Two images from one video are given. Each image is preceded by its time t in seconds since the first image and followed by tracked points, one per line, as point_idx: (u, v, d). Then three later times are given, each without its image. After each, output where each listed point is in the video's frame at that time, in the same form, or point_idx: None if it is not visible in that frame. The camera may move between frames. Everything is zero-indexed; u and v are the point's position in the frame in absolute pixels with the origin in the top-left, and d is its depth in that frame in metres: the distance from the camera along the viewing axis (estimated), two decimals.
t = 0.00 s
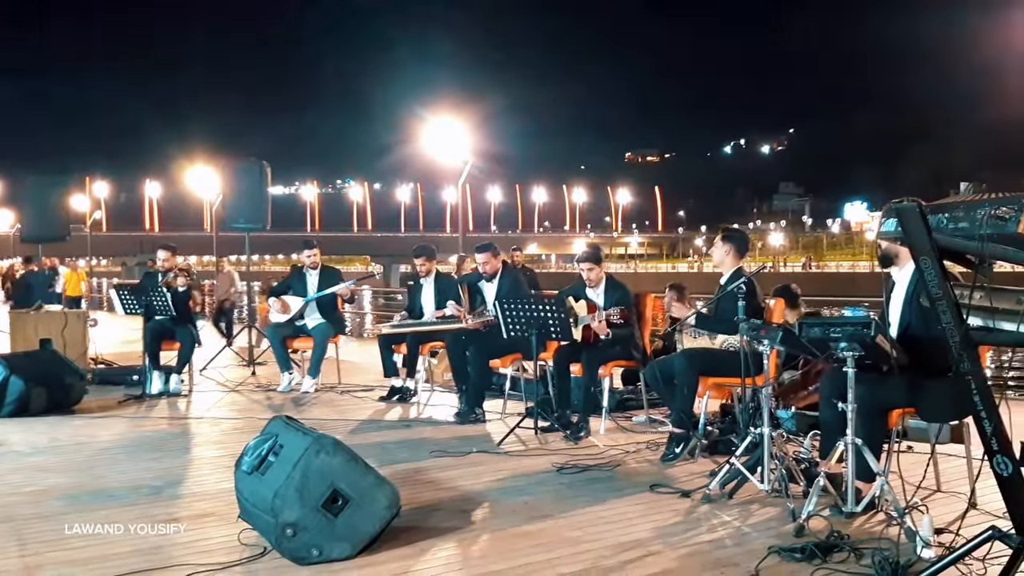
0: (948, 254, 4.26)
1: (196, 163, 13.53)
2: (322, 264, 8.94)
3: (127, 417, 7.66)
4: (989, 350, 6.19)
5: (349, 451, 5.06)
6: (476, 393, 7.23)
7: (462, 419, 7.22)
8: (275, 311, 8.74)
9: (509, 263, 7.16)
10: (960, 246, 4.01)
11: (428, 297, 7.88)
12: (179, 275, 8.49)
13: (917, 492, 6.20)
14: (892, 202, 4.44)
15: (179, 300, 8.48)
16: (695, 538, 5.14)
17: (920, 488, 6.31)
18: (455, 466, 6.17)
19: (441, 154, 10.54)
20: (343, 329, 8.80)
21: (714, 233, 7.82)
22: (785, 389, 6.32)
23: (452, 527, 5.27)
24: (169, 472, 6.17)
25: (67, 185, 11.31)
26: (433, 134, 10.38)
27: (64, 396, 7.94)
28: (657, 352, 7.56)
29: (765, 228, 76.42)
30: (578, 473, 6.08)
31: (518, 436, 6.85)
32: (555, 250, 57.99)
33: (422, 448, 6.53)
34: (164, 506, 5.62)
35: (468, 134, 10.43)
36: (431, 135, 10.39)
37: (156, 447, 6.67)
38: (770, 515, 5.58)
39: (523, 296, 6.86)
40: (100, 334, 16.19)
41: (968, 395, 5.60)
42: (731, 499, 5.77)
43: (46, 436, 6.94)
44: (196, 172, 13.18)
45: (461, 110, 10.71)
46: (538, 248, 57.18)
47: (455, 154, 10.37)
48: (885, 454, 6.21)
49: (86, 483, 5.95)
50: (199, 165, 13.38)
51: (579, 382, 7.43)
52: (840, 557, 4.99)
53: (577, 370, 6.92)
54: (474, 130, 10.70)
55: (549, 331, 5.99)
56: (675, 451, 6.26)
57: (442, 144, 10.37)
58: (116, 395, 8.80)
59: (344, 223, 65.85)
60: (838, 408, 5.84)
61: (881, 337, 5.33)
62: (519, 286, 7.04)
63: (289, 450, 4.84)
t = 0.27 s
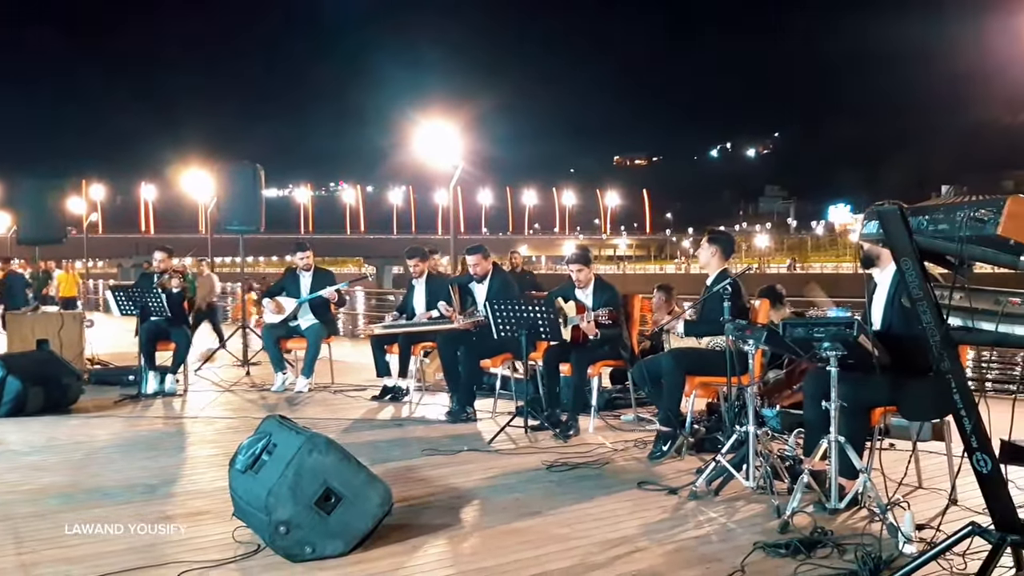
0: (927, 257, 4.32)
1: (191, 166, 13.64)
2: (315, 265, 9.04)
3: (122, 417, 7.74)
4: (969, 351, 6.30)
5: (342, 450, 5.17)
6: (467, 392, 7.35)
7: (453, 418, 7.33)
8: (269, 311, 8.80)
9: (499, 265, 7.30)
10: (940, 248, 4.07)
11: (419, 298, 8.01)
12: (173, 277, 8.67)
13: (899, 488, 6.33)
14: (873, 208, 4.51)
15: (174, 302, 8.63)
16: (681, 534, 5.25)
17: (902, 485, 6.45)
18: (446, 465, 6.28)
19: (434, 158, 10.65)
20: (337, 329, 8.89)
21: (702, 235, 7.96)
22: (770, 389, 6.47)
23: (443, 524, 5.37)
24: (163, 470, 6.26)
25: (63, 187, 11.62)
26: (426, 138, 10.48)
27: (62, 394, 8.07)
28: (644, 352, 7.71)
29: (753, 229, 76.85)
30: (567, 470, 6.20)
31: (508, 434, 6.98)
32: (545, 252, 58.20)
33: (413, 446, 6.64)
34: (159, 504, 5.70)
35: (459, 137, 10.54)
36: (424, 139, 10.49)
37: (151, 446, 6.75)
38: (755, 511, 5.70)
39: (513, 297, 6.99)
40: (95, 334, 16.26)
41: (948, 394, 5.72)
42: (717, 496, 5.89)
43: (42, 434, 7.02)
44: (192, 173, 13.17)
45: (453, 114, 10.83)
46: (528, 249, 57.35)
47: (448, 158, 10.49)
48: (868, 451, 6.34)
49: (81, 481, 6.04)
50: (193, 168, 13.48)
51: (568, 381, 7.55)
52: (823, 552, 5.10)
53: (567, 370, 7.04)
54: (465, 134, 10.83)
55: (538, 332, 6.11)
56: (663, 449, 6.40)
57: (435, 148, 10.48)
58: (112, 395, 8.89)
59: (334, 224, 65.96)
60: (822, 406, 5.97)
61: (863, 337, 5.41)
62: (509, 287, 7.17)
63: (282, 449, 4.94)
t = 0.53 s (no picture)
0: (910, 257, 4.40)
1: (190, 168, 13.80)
2: (312, 266, 9.16)
3: (122, 415, 7.87)
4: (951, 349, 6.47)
5: (338, 448, 5.29)
6: (461, 390, 7.49)
7: (447, 416, 7.48)
8: (267, 311, 8.94)
9: (492, 266, 7.43)
10: (922, 249, 4.15)
11: (414, 298, 8.14)
12: (173, 280, 8.86)
13: (883, 484, 6.48)
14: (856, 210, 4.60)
15: (174, 303, 8.79)
16: (670, 529, 5.39)
17: (886, 480, 6.60)
18: (440, 462, 6.42)
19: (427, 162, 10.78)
20: (334, 329, 9.01)
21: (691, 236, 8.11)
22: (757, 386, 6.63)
23: (437, 519, 5.50)
24: (163, 467, 6.39)
25: (62, 188, 12.04)
26: (420, 142, 10.62)
27: (62, 394, 8.24)
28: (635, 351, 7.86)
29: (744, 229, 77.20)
30: (559, 467, 6.34)
31: (501, 431, 7.12)
32: (538, 252, 58.43)
33: (408, 444, 6.78)
34: (159, 500, 5.83)
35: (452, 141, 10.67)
36: (417, 143, 10.62)
37: (150, 444, 6.87)
38: (742, 506, 5.84)
39: (506, 297, 7.12)
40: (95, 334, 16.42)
41: (930, 390, 5.88)
42: (705, 491, 6.04)
43: (43, 432, 7.14)
44: (191, 176, 13.27)
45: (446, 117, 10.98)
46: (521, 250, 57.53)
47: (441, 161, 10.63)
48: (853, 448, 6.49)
49: (82, 478, 6.16)
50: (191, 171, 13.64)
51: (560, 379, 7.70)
52: (808, 546, 5.23)
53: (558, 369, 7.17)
54: (459, 137, 10.97)
55: (530, 331, 6.23)
56: (652, 445, 6.55)
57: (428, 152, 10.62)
58: (113, 394, 9.04)
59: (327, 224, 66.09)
60: (807, 404, 6.12)
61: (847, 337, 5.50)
62: (502, 287, 7.30)
63: (280, 447, 5.06)
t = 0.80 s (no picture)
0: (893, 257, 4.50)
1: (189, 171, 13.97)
2: (308, 267, 9.29)
3: (122, 413, 8.02)
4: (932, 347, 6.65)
5: (334, 443, 5.39)
6: (454, 388, 7.63)
7: (441, 413, 7.63)
8: (264, 311, 9.06)
9: (486, 266, 7.58)
10: (906, 249, 4.22)
11: (409, 298, 8.29)
12: (173, 282, 9.00)
13: (867, 478, 6.65)
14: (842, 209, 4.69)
15: (174, 304, 8.91)
16: (658, 523, 5.54)
17: (869, 475, 6.77)
18: (434, 458, 6.56)
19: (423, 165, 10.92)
20: (330, 328, 9.15)
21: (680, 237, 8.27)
22: (744, 383, 6.79)
23: (431, 514, 5.65)
24: (162, 463, 6.52)
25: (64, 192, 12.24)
26: (416, 145, 10.77)
27: (64, 393, 8.47)
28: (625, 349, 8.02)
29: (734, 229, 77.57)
30: (551, 462, 6.49)
31: (494, 428, 7.27)
32: (530, 252, 58.63)
33: (403, 440, 6.92)
34: (159, 496, 5.96)
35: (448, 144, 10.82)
36: (414, 146, 10.77)
37: (150, 441, 7.01)
38: (729, 500, 6.00)
39: (498, 296, 7.26)
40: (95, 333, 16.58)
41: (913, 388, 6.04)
42: (693, 486, 6.19)
43: (45, 430, 7.28)
44: (191, 178, 13.38)
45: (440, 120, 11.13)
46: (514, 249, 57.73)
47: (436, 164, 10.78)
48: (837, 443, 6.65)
49: (84, 474, 6.29)
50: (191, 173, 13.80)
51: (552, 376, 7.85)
52: (794, 539, 5.38)
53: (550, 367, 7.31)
54: (452, 139, 11.13)
55: (523, 330, 6.38)
56: (642, 441, 6.70)
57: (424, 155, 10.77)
58: (113, 393, 9.22)
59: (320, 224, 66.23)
60: (793, 401, 6.29)
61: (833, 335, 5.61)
62: (495, 286, 7.45)
63: (276, 443, 5.16)
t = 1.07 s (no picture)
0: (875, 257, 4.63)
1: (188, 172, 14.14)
2: (305, 266, 9.39)
3: (121, 410, 8.15)
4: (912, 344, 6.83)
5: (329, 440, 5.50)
6: (448, 385, 7.79)
7: (435, 410, 7.79)
8: (262, 310, 9.28)
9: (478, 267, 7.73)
10: (887, 250, 4.35)
11: (403, 297, 8.44)
12: (172, 282, 9.25)
13: (850, 472, 6.83)
14: (826, 210, 4.82)
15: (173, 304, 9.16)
16: (646, 517, 5.70)
17: (852, 470, 6.96)
18: (428, 454, 6.71)
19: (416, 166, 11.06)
20: (326, 326, 9.29)
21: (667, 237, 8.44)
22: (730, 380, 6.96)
23: (424, 509, 5.79)
24: (161, 460, 6.66)
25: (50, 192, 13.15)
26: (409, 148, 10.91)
27: (64, 390, 8.63)
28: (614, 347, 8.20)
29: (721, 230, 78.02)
30: (542, 458, 6.65)
31: (486, 425, 7.42)
32: (520, 252, 58.85)
33: (398, 437, 7.07)
34: (158, 491, 6.09)
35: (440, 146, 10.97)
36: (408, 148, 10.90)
37: (149, 438, 7.15)
38: (715, 494, 6.17)
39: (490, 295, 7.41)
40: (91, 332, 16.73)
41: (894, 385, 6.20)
42: (681, 481, 6.35)
43: (45, 427, 7.41)
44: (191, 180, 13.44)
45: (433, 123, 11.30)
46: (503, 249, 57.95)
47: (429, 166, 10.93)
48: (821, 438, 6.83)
49: (84, 470, 6.42)
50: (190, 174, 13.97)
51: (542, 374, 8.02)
52: (779, 532, 5.54)
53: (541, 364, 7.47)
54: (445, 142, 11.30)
55: (514, 329, 6.53)
56: (631, 437, 6.87)
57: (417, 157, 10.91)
58: (113, 390, 9.37)
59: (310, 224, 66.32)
60: (777, 397, 6.47)
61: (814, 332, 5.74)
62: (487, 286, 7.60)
63: (273, 440, 5.27)
